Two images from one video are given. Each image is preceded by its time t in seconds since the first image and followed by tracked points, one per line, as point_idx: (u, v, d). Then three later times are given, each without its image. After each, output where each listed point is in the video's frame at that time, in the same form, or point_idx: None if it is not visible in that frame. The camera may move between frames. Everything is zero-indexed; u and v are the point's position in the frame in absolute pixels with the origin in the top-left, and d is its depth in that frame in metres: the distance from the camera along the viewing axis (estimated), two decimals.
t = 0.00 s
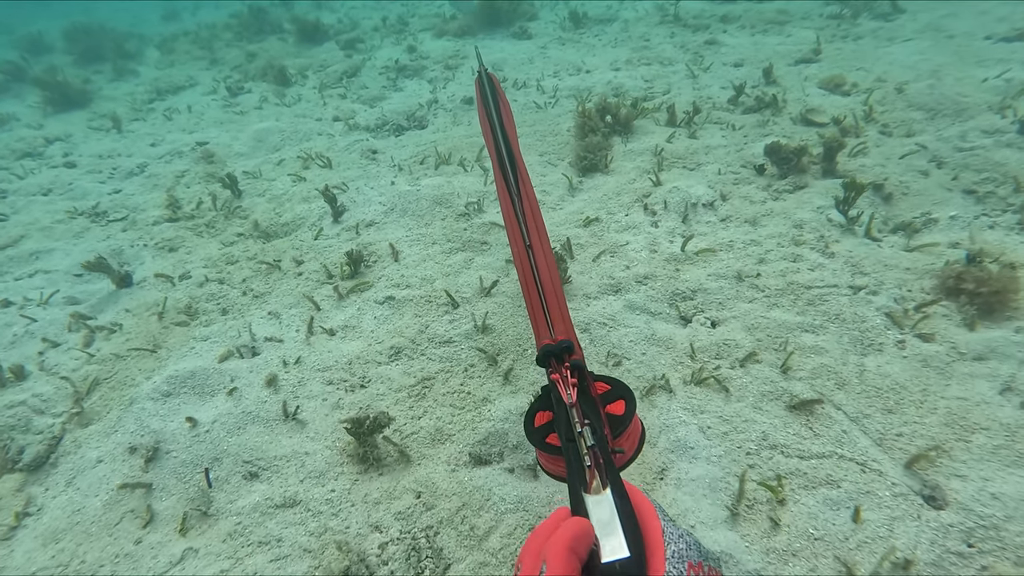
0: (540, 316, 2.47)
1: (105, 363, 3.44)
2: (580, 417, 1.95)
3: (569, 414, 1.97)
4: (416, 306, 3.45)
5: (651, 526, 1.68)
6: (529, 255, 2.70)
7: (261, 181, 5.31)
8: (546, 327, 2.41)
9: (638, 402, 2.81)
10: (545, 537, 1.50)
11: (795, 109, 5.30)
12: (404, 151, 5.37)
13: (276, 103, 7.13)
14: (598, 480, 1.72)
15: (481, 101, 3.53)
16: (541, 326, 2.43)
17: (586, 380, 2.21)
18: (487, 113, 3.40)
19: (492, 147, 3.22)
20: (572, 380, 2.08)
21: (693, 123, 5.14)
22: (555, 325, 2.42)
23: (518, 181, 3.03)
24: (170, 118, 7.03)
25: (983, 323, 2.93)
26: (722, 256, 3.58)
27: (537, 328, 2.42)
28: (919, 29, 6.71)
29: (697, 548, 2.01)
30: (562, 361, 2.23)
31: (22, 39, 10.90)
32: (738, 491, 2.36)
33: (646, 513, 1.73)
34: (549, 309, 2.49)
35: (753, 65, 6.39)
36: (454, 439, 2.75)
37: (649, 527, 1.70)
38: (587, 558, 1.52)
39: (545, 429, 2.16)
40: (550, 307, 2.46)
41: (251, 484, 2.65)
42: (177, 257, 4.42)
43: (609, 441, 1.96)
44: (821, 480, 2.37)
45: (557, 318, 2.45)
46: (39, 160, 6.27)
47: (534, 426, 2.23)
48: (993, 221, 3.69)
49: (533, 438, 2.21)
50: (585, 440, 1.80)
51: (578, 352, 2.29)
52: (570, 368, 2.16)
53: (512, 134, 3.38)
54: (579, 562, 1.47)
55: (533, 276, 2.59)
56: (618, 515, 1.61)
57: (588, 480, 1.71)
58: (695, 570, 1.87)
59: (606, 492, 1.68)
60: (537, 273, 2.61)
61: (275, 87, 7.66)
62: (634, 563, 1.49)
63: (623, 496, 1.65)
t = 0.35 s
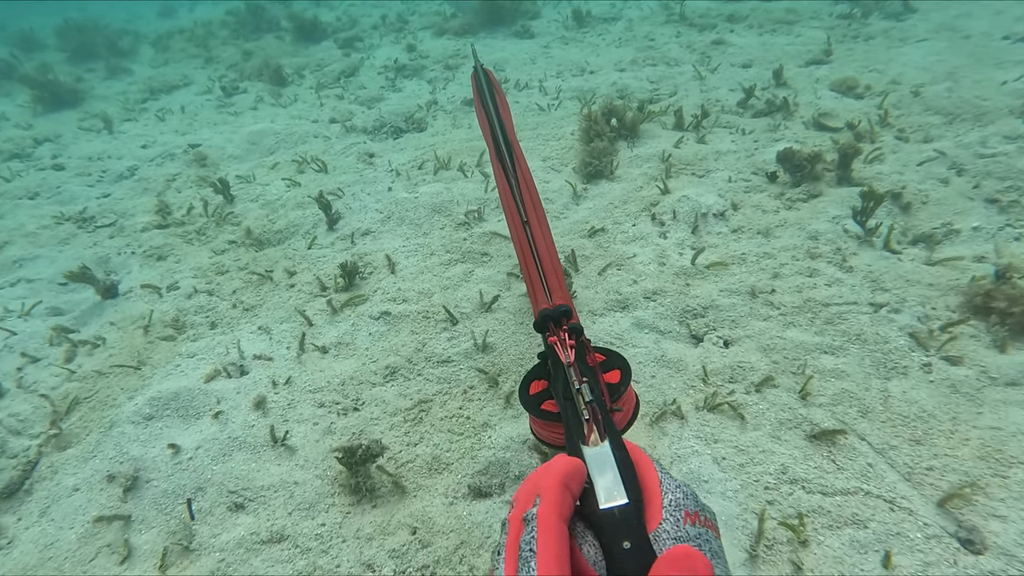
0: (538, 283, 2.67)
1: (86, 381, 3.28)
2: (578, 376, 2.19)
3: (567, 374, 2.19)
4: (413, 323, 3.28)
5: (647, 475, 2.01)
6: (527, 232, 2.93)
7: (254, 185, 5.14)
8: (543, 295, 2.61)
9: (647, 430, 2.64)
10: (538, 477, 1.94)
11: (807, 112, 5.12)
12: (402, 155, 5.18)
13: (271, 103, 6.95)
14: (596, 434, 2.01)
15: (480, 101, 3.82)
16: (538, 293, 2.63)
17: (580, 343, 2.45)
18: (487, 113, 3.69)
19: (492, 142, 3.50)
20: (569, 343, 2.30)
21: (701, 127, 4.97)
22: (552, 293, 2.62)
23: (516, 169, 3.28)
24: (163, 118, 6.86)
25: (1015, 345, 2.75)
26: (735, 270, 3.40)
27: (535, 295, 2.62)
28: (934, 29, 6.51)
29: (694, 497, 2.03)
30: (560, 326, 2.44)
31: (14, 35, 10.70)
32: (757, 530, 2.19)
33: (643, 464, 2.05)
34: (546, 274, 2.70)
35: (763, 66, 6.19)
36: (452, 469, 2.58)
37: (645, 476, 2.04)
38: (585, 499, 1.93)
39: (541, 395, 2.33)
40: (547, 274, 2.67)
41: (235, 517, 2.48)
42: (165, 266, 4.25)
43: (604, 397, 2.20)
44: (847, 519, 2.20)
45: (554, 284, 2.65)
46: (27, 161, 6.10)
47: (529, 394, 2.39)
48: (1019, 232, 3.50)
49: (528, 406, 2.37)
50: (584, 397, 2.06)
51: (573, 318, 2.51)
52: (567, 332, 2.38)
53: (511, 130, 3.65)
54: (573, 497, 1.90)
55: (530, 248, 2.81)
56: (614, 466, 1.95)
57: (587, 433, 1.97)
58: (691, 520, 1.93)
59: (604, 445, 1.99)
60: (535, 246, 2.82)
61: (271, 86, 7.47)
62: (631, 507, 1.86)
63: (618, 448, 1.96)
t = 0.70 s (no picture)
0: (535, 267, 2.69)
1: (64, 404, 3.10)
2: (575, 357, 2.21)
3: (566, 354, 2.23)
4: (409, 345, 3.11)
5: (645, 450, 1.92)
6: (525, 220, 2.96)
7: (246, 191, 4.95)
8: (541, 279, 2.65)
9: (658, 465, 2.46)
10: (537, 453, 1.84)
11: (821, 118, 4.93)
12: (399, 161, 5.00)
13: (266, 104, 6.76)
14: (594, 412, 1.99)
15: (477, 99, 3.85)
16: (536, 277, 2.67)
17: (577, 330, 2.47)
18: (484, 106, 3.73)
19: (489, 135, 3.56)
20: (568, 325, 2.32)
21: (711, 133, 4.78)
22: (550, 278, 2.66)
23: (514, 162, 3.32)
24: (155, 120, 6.67)
25: None
26: (750, 289, 3.22)
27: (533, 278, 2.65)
28: (950, 30, 6.29)
29: (693, 473, 1.92)
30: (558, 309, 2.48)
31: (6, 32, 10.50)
32: None
33: (642, 439, 1.96)
34: (543, 259, 2.73)
35: (773, 68, 5.99)
36: (450, 507, 2.40)
37: (645, 451, 1.94)
38: (582, 476, 1.84)
39: (540, 381, 2.30)
40: (545, 259, 2.70)
41: (216, 561, 2.30)
42: (151, 278, 4.07)
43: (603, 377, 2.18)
44: (880, 572, 2.01)
45: (552, 268, 2.68)
46: (14, 164, 5.91)
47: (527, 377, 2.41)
48: None
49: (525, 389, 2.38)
50: (582, 375, 2.07)
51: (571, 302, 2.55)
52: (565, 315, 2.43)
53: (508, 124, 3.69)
54: (571, 473, 1.81)
55: (529, 234, 2.82)
56: (613, 441, 1.87)
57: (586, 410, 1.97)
58: (691, 495, 1.82)
59: (602, 421, 1.95)
60: (533, 232, 2.84)
61: (266, 87, 7.28)
62: (629, 481, 1.77)
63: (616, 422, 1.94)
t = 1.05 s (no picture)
0: (531, 264, 2.61)
1: (37, 433, 2.92)
2: (571, 351, 2.12)
3: (561, 349, 2.14)
4: (404, 371, 2.93)
5: (640, 442, 1.84)
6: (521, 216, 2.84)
7: (236, 199, 4.77)
8: (537, 274, 2.55)
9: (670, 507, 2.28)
10: (532, 447, 1.75)
11: (835, 124, 4.74)
12: (396, 168, 4.81)
13: (260, 106, 6.56)
14: (589, 406, 1.94)
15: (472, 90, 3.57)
16: (531, 274, 2.56)
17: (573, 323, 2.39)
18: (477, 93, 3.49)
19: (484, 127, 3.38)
20: (563, 320, 2.23)
21: (720, 140, 4.59)
22: (547, 273, 2.55)
23: (509, 154, 3.16)
24: (145, 122, 6.48)
25: None
26: (765, 312, 3.04)
27: (529, 274, 2.55)
28: (967, 31, 6.08)
29: (688, 466, 1.83)
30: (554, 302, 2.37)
31: None
32: None
33: (636, 432, 1.89)
34: (539, 255, 2.64)
35: (783, 71, 5.79)
36: (446, 553, 2.22)
37: (639, 444, 1.87)
38: (577, 470, 1.75)
39: (535, 376, 2.23)
40: (542, 256, 2.62)
41: None
42: (135, 293, 3.89)
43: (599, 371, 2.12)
44: None
45: (548, 263, 2.59)
46: None
47: (523, 374, 2.32)
48: None
49: (522, 387, 2.28)
50: (577, 370, 2.01)
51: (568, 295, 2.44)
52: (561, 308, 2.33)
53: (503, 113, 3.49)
54: (566, 468, 1.71)
55: (525, 231, 2.72)
56: (608, 436, 1.81)
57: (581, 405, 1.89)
58: (685, 488, 1.73)
59: (597, 415, 1.89)
60: (528, 229, 2.73)
61: (260, 88, 7.08)
62: (624, 475, 1.70)
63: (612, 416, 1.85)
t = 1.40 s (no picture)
0: (529, 253, 2.56)
1: (12, 461, 2.76)
2: (569, 340, 2.04)
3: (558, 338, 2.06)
4: (400, 398, 2.77)
5: (639, 430, 1.77)
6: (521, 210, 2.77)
7: (228, 207, 4.59)
8: (536, 264, 2.46)
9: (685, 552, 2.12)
10: (529, 433, 1.70)
11: (850, 129, 4.54)
12: (394, 174, 4.63)
13: (255, 108, 6.38)
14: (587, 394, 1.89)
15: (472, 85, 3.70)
16: (530, 264, 2.48)
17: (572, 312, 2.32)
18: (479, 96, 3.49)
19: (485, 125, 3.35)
20: (562, 308, 2.16)
21: (731, 147, 4.41)
22: (546, 262, 2.47)
23: (509, 147, 3.13)
24: (136, 123, 6.30)
25: None
26: (783, 334, 2.86)
27: (527, 264, 2.47)
28: (986, 30, 5.87)
29: (685, 453, 1.77)
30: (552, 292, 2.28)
31: None
32: None
33: (636, 419, 1.82)
34: (537, 244, 2.58)
35: (795, 73, 5.59)
36: None
37: (639, 431, 1.81)
38: (574, 456, 1.71)
39: (534, 366, 2.16)
40: (540, 245, 2.55)
41: None
42: (120, 307, 3.71)
43: (598, 360, 2.06)
44: None
45: (547, 251, 2.52)
46: None
47: (522, 366, 2.24)
48: None
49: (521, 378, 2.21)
50: (575, 358, 1.94)
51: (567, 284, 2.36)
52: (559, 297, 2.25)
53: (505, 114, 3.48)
54: (564, 453, 1.67)
55: (523, 220, 2.66)
56: (606, 421, 1.75)
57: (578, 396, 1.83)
58: (684, 474, 1.66)
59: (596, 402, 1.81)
60: (527, 219, 2.68)
61: (255, 88, 6.90)
62: (622, 459, 1.64)
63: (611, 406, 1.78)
